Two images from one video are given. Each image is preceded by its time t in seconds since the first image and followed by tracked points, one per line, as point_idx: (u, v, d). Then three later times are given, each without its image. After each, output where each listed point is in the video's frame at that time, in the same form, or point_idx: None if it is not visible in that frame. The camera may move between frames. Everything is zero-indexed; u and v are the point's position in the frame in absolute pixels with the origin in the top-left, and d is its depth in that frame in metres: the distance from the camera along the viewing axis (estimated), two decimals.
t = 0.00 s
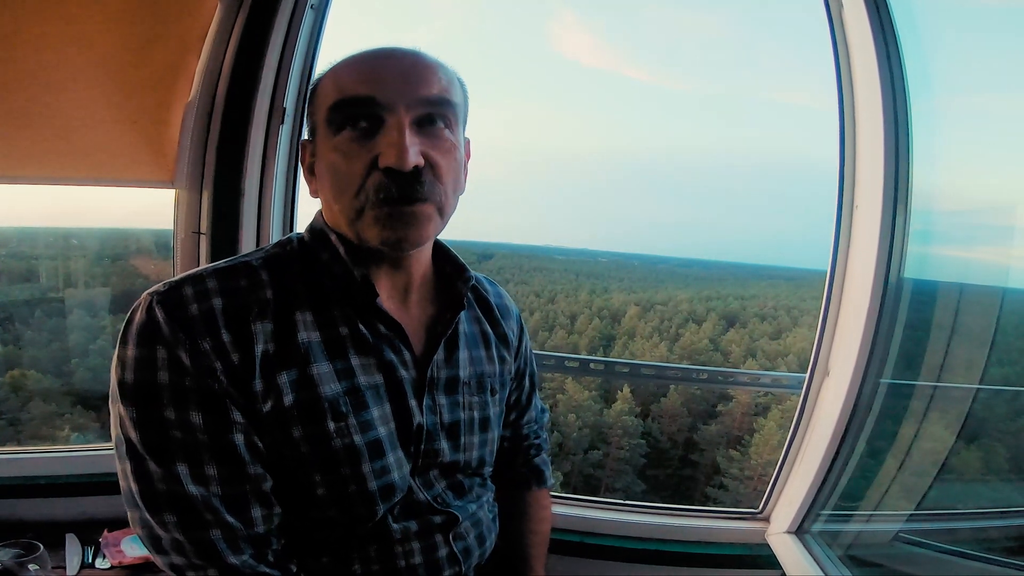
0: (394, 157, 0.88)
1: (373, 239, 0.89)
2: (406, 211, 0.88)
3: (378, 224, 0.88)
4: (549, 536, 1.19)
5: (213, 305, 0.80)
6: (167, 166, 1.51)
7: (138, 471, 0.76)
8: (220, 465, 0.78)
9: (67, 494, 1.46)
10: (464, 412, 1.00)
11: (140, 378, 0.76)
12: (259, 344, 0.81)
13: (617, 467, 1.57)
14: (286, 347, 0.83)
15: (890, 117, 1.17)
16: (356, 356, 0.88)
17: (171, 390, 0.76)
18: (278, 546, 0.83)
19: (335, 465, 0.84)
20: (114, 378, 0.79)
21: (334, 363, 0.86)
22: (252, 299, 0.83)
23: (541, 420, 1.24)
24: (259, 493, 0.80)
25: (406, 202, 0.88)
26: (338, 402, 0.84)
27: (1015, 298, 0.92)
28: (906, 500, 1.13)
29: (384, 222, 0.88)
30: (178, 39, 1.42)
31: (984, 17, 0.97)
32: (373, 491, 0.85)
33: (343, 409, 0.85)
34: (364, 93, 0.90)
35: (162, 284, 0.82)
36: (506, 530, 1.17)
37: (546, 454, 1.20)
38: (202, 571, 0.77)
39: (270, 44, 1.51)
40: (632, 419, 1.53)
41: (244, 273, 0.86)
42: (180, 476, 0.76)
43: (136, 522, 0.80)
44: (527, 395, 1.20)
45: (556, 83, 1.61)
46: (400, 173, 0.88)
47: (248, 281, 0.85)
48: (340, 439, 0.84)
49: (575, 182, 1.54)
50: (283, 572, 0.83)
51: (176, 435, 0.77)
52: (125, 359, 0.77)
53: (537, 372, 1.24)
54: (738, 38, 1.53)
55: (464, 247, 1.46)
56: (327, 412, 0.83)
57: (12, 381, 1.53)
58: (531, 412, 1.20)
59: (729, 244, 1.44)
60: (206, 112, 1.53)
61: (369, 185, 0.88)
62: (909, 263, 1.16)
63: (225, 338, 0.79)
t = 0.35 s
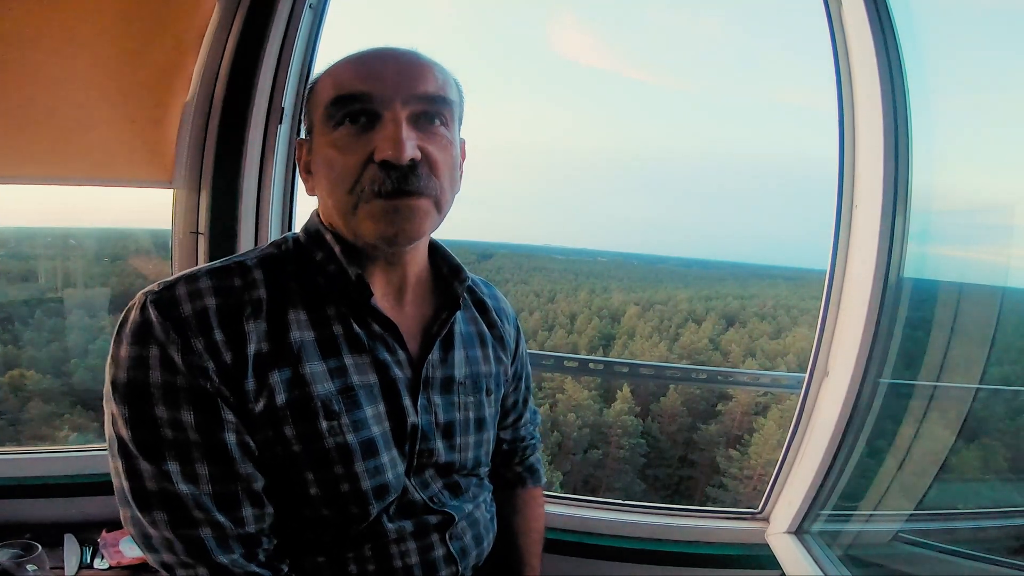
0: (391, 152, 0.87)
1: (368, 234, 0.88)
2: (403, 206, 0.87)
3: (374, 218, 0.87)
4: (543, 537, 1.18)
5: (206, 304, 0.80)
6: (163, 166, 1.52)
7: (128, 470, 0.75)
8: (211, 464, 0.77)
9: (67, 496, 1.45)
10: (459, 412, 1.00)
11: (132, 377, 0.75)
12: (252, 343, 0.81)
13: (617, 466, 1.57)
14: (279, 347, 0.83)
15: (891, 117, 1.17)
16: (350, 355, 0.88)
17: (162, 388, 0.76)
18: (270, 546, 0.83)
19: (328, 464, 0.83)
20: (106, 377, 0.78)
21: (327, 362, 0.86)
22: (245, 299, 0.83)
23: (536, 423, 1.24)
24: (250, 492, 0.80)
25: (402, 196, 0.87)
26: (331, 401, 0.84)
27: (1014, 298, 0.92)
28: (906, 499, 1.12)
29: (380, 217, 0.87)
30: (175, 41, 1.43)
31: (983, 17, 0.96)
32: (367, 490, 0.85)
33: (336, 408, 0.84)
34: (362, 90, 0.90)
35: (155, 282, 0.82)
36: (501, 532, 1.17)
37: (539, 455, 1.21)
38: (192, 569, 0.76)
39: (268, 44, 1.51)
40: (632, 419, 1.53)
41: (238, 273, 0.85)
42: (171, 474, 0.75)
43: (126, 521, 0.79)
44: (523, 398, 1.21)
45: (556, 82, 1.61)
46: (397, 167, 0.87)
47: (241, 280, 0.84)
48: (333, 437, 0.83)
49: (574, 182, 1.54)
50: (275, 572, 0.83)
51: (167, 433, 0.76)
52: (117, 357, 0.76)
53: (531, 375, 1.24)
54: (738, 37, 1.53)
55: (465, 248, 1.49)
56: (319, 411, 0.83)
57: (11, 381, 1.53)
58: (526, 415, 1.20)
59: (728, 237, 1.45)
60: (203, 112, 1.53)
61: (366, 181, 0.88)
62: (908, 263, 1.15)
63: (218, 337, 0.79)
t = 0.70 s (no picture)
0: (399, 144, 0.88)
1: (375, 226, 0.88)
2: (410, 197, 0.87)
3: (382, 209, 0.87)
4: (543, 536, 1.18)
5: (204, 303, 0.80)
6: (162, 166, 1.50)
7: (129, 469, 0.76)
8: (211, 463, 0.77)
9: (64, 496, 1.45)
10: (459, 408, 1.00)
11: (132, 376, 0.76)
12: (251, 341, 0.81)
13: (617, 466, 1.57)
14: (278, 344, 0.83)
15: (891, 115, 1.16)
16: (349, 352, 0.88)
17: (162, 387, 0.76)
18: (271, 545, 0.83)
19: (328, 462, 0.83)
20: (106, 376, 0.79)
21: (326, 359, 0.86)
22: (243, 297, 0.83)
23: (534, 420, 1.24)
24: (251, 491, 0.80)
25: (410, 188, 0.87)
26: (330, 398, 0.84)
27: (1015, 298, 0.92)
28: (908, 499, 1.12)
29: (388, 208, 0.87)
30: (174, 40, 1.42)
31: (984, 16, 0.96)
32: (368, 488, 0.85)
33: (336, 406, 0.84)
34: (367, 84, 0.90)
35: (153, 282, 0.82)
36: (502, 531, 1.17)
37: (538, 452, 1.21)
38: (194, 568, 0.76)
39: (267, 44, 1.51)
40: (632, 418, 1.53)
41: (236, 271, 0.85)
42: (172, 473, 0.76)
43: (128, 520, 0.80)
44: (521, 395, 1.21)
45: (556, 82, 1.61)
46: (405, 159, 0.87)
47: (239, 279, 0.84)
48: (333, 435, 0.83)
49: (575, 181, 1.53)
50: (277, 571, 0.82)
51: (167, 433, 0.76)
52: (117, 357, 0.77)
53: (529, 372, 1.24)
54: (738, 36, 1.52)
55: (466, 248, 1.52)
56: (319, 409, 0.83)
57: (12, 381, 1.53)
58: (525, 412, 1.20)
59: (728, 238, 1.44)
60: (202, 113, 1.53)
61: (373, 172, 0.87)
62: (909, 262, 1.15)
63: (217, 336, 0.79)
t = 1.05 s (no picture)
0: (398, 139, 0.88)
1: (374, 220, 0.88)
2: (409, 191, 0.87)
3: (380, 203, 0.87)
4: (541, 535, 1.18)
5: (197, 300, 0.81)
6: (162, 166, 1.52)
7: (122, 466, 0.76)
8: (204, 458, 0.77)
9: (70, 494, 1.47)
10: (453, 403, 1.00)
11: (124, 372, 0.76)
12: (243, 336, 0.82)
13: (618, 465, 1.56)
14: (270, 339, 0.83)
15: (890, 115, 1.16)
16: (342, 347, 0.88)
17: (154, 383, 0.76)
18: (266, 542, 0.82)
19: (322, 457, 0.83)
20: (99, 375, 0.79)
21: (319, 354, 0.86)
22: (235, 293, 0.84)
23: (531, 417, 1.24)
24: (244, 487, 0.79)
25: (408, 182, 0.88)
26: (323, 393, 0.84)
27: (1014, 296, 0.91)
28: (909, 498, 1.11)
29: (386, 202, 0.87)
30: (173, 40, 1.41)
31: (984, 12, 0.96)
32: (363, 483, 0.85)
33: (329, 400, 0.84)
34: (365, 82, 0.91)
35: (147, 282, 0.83)
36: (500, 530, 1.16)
37: (535, 449, 1.21)
38: (188, 565, 0.76)
39: (265, 44, 1.52)
40: (633, 418, 1.53)
41: (228, 269, 0.86)
42: (164, 469, 0.76)
43: (121, 519, 0.79)
44: (517, 391, 1.20)
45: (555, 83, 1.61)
46: (403, 154, 0.88)
47: (231, 276, 0.85)
48: (326, 429, 0.83)
49: (575, 180, 1.54)
50: (272, 569, 0.82)
51: (160, 428, 0.76)
52: (110, 354, 0.77)
53: (524, 368, 1.24)
54: (738, 34, 1.52)
55: (466, 248, 1.49)
56: (312, 403, 0.83)
57: (14, 381, 1.52)
58: (521, 409, 1.21)
59: (727, 232, 1.46)
60: (200, 114, 1.54)
61: (371, 166, 0.88)
62: (909, 260, 1.15)
63: (209, 331, 0.80)
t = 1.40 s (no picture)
0: (431, 147, 0.91)
1: (401, 223, 0.90)
2: (434, 198, 0.91)
3: (408, 207, 0.89)
4: (541, 534, 1.17)
5: (186, 298, 0.81)
6: (161, 166, 1.51)
7: (112, 467, 0.76)
8: (195, 458, 0.78)
9: (71, 493, 1.47)
10: (452, 400, 1.00)
11: (113, 371, 0.76)
12: (233, 333, 0.81)
13: (619, 465, 1.56)
14: (261, 336, 0.83)
15: (891, 114, 1.16)
16: (336, 344, 0.88)
17: (143, 382, 0.76)
18: (259, 543, 0.83)
19: (316, 455, 0.83)
20: (89, 375, 0.79)
21: (313, 351, 0.86)
22: (226, 291, 0.83)
23: (528, 415, 1.24)
24: (238, 488, 0.80)
25: (434, 190, 0.91)
26: (317, 390, 0.84)
27: (1017, 295, 0.91)
28: (910, 499, 1.11)
29: (414, 207, 0.89)
30: (174, 40, 1.43)
31: (986, 12, 0.95)
32: (357, 481, 0.85)
33: (323, 398, 0.84)
34: (397, 86, 0.92)
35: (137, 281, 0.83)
36: (501, 530, 1.16)
37: (534, 448, 1.21)
38: (180, 567, 0.76)
39: (266, 44, 1.51)
40: (634, 417, 1.53)
41: (219, 267, 0.86)
42: (154, 470, 0.76)
43: (112, 520, 0.80)
44: (515, 389, 1.20)
45: (557, 81, 1.61)
46: (433, 162, 0.91)
47: (222, 274, 0.85)
48: (320, 428, 0.83)
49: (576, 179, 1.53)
50: (265, 569, 0.82)
51: (149, 429, 0.76)
52: (99, 353, 0.77)
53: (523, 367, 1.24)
54: (741, 33, 1.51)
55: (465, 248, 1.49)
56: (305, 400, 0.83)
57: (16, 381, 1.53)
58: (519, 406, 1.21)
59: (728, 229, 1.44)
60: (201, 116, 1.54)
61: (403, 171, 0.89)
62: (910, 260, 1.15)
63: (199, 330, 0.80)
